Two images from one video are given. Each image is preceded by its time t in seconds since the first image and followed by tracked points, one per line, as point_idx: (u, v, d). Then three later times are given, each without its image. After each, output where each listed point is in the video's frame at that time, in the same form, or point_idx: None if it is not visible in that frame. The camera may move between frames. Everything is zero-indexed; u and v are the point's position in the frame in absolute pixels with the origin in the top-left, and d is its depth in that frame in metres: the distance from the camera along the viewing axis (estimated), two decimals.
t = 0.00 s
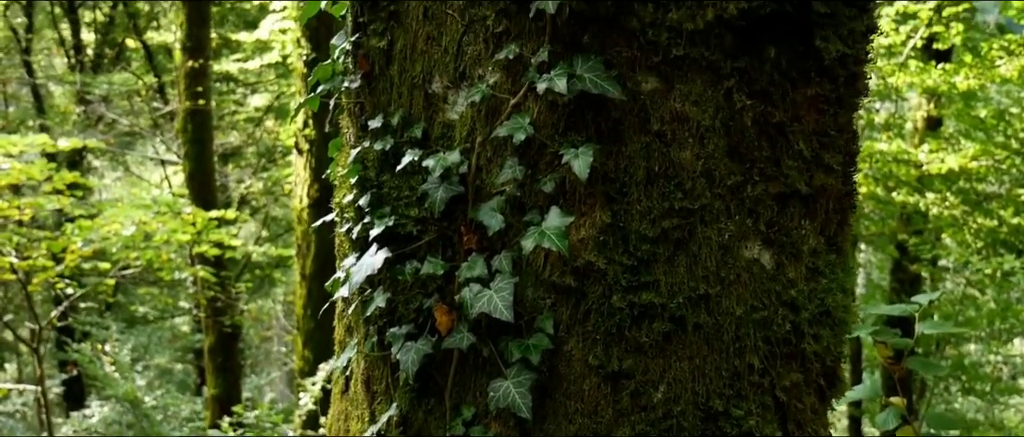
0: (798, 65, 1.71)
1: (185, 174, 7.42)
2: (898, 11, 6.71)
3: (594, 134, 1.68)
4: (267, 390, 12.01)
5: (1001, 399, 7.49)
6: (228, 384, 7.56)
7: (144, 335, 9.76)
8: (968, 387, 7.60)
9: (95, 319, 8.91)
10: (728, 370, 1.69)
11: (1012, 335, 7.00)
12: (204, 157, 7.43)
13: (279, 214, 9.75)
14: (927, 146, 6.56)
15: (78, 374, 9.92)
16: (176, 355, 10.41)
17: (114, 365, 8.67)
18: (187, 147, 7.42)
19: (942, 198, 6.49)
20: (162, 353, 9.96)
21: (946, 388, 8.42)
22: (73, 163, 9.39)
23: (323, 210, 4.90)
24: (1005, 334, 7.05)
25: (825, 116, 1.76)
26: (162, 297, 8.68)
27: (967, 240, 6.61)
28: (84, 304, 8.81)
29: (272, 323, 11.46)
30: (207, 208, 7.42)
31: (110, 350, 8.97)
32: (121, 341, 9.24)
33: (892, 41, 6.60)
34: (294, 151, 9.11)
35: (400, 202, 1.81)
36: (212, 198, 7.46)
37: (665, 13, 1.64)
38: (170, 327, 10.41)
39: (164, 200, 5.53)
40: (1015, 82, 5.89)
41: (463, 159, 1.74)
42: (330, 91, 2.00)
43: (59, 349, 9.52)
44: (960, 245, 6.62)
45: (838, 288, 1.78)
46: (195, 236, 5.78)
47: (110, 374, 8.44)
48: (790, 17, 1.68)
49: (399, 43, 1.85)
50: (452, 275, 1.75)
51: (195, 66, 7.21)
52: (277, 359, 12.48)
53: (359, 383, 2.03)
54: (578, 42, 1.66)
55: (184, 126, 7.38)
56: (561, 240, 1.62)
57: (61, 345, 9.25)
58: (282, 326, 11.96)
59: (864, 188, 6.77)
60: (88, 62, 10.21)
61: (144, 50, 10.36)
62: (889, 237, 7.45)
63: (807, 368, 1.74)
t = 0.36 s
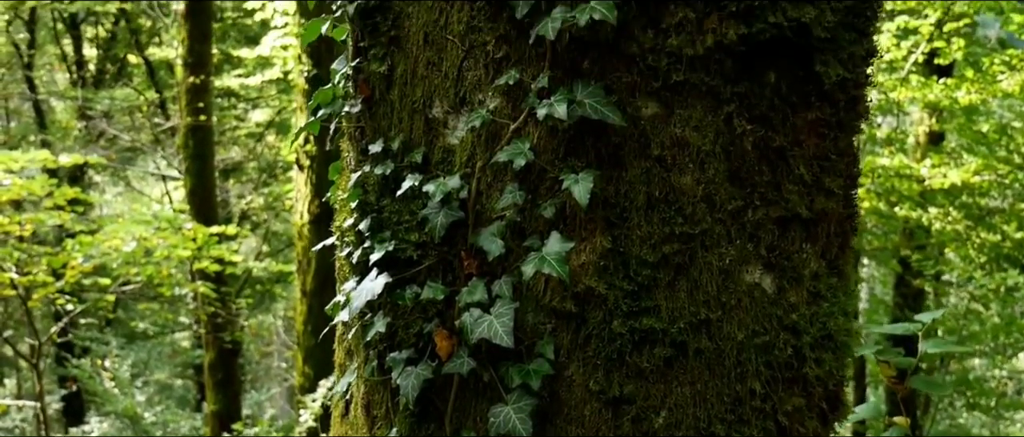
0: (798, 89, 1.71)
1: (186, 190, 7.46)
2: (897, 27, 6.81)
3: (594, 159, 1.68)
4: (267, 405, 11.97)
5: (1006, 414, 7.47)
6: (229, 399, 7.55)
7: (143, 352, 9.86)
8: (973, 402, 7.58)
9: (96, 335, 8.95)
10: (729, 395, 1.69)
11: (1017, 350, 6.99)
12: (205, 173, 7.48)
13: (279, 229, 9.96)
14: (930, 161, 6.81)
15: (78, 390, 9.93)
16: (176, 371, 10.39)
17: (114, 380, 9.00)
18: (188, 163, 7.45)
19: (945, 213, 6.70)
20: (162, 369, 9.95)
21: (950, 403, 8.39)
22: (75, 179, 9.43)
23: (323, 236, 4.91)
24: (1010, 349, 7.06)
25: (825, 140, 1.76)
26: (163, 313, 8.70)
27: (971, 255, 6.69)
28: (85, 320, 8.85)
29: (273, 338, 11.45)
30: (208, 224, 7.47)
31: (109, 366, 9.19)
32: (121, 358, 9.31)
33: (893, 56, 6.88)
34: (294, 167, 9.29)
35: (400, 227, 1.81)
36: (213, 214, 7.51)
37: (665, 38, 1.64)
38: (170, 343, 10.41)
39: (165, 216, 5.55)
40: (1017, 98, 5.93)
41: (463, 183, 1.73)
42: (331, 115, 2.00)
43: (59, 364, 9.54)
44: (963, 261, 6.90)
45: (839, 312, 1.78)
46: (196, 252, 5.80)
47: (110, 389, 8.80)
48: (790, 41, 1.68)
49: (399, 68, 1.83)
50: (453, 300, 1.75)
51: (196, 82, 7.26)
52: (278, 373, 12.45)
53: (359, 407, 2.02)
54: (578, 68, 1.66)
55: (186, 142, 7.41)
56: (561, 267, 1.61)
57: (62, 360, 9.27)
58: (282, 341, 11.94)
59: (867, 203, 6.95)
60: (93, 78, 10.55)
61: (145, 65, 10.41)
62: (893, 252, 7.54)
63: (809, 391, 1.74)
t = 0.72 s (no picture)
0: (798, 115, 1.71)
1: (187, 208, 7.58)
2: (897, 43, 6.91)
3: (594, 187, 1.68)
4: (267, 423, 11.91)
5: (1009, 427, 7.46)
6: (229, 417, 7.55)
7: (143, 369, 9.82)
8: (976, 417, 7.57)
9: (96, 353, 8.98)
10: (730, 422, 1.68)
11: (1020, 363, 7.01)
12: (206, 191, 7.59)
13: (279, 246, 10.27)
14: (929, 175, 6.71)
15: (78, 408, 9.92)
16: (175, 388, 10.37)
17: (114, 399, 9.23)
18: (189, 180, 7.56)
19: (945, 227, 6.82)
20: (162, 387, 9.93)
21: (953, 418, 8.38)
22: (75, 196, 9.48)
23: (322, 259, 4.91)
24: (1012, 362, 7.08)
25: (825, 166, 1.75)
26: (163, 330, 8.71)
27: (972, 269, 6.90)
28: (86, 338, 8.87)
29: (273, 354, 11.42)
30: (209, 241, 7.60)
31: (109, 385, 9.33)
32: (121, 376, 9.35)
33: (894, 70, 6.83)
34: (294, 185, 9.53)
35: (400, 254, 1.81)
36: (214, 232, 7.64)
37: (664, 66, 1.65)
38: (170, 360, 10.40)
39: (165, 234, 5.58)
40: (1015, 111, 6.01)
41: (463, 211, 1.73)
42: (331, 142, 1.99)
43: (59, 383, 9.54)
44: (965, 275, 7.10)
45: (840, 337, 1.75)
46: (196, 270, 5.82)
47: (109, 408, 9.03)
48: (789, 68, 1.68)
49: (400, 95, 1.83)
50: (453, 327, 1.74)
51: (198, 99, 7.31)
52: (278, 391, 12.41)
53: None
54: (578, 95, 1.66)
55: (187, 160, 7.52)
56: (561, 295, 1.61)
57: (61, 379, 9.29)
58: (282, 358, 11.93)
59: (867, 217, 6.90)
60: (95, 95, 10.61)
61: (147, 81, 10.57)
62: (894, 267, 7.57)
63: (810, 418, 1.72)
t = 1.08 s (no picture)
0: (798, 145, 1.71)
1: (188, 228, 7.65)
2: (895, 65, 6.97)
3: (594, 217, 1.68)
4: None
5: None
6: None
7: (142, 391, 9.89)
8: None
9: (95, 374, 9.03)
10: None
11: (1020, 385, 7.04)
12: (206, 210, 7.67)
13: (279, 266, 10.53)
14: (928, 197, 6.84)
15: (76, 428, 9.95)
16: (174, 409, 10.36)
17: (113, 420, 9.12)
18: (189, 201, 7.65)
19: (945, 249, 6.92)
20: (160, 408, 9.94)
21: None
22: (76, 216, 9.57)
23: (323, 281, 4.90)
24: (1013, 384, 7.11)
25: (825, 196, 1.74)
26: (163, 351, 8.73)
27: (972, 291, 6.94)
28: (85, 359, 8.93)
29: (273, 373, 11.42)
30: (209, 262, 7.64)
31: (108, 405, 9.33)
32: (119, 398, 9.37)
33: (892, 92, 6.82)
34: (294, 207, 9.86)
35: (400, 283, 1.81)
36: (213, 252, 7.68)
37: (664, 97, 1.64)
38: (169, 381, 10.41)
39: (165, 254, 5.69)
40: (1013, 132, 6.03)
41: (463, 241, 1.73)
42: (331, 171, 1.99)
43: (57, 403, 9.57)
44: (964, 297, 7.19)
45: (841, 367, 1.74)
46: (196, 291, 5.87)
47: (108, 429, 8.86)
48: (789, 99, 1.67)
49: (400, 125, 1.83)
50: (453, 357, 1.74)
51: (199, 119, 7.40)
52: (278, 412, 12.37)
53: None
54: (578, 125, 1.66)
55: (188, 180, 7.62)
56: (562, 326, 1.60)
57: (60, 400, 9.32)
58: (282, 379, 11.90)
59: (866, 238, 7.14)
60: (93, 115, 10.79)
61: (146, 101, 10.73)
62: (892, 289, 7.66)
63: None
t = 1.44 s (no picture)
0: (798, 176, 1.70)
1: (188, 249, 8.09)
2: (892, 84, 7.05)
3: (594, 249, 1.67)
4: None
5: None
6: None
7: (140, 412, 9.67)
8: None
9: (95, 395, 9.07)
10: None
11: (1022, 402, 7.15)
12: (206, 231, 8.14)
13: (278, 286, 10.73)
14: (930, 214, 7.28)
15: None
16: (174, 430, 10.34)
17: None
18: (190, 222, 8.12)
19: (946, 266, 7.17)
20: (161, 430, 9.76)
21: None
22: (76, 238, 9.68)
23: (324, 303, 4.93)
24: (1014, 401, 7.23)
25: (825, 226, 1.74)
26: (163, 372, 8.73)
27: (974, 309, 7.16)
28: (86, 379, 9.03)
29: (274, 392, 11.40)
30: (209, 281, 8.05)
31: (107, 427, 9.31)
32: (119, 419, 9.38)
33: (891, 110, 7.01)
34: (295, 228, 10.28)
35: (400, 315, 1.80)
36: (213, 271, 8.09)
37: (664, 129, 1.64)
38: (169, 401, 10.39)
39: (165, 277, 5.81)
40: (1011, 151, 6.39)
41: (463, 273, 1.73)
42: (331, 203, 1.99)
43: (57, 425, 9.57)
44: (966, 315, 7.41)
45: (844, 397, 1.73)
46: (196, 314, 5.98)
47: None
48: (789, 130, 1.67)
49: (401, 157, 1.83)
50: (453, 390, 1.73)
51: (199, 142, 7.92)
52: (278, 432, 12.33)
53: None
54: (577, 158, 1.66)
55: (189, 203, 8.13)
56: (563, 360, 1.59)
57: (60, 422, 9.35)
58: (281, 399, 11.85)
59: (868, 257, 7.27)
60: (94, 137, 11.05)
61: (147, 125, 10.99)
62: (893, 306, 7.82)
63: None
